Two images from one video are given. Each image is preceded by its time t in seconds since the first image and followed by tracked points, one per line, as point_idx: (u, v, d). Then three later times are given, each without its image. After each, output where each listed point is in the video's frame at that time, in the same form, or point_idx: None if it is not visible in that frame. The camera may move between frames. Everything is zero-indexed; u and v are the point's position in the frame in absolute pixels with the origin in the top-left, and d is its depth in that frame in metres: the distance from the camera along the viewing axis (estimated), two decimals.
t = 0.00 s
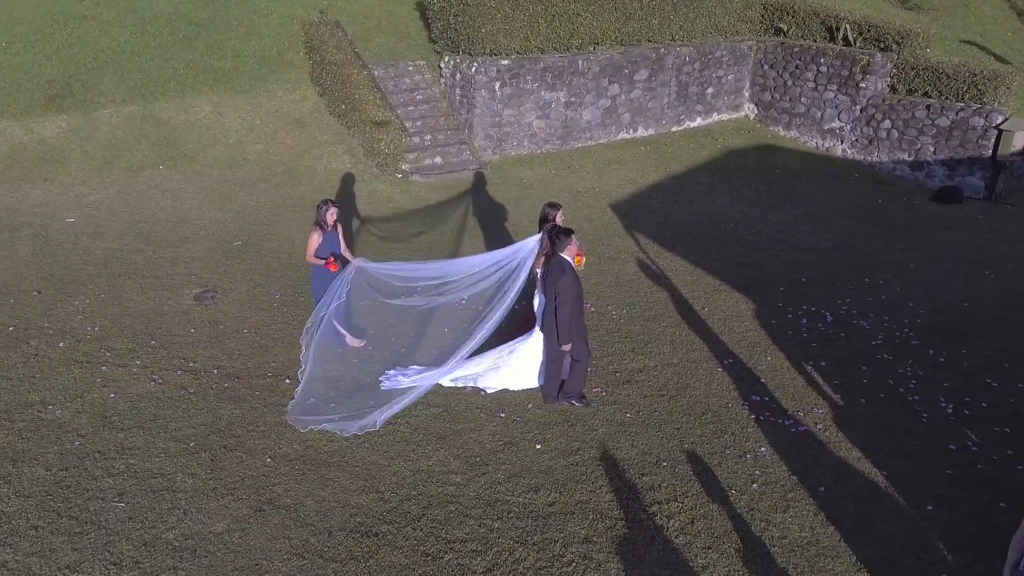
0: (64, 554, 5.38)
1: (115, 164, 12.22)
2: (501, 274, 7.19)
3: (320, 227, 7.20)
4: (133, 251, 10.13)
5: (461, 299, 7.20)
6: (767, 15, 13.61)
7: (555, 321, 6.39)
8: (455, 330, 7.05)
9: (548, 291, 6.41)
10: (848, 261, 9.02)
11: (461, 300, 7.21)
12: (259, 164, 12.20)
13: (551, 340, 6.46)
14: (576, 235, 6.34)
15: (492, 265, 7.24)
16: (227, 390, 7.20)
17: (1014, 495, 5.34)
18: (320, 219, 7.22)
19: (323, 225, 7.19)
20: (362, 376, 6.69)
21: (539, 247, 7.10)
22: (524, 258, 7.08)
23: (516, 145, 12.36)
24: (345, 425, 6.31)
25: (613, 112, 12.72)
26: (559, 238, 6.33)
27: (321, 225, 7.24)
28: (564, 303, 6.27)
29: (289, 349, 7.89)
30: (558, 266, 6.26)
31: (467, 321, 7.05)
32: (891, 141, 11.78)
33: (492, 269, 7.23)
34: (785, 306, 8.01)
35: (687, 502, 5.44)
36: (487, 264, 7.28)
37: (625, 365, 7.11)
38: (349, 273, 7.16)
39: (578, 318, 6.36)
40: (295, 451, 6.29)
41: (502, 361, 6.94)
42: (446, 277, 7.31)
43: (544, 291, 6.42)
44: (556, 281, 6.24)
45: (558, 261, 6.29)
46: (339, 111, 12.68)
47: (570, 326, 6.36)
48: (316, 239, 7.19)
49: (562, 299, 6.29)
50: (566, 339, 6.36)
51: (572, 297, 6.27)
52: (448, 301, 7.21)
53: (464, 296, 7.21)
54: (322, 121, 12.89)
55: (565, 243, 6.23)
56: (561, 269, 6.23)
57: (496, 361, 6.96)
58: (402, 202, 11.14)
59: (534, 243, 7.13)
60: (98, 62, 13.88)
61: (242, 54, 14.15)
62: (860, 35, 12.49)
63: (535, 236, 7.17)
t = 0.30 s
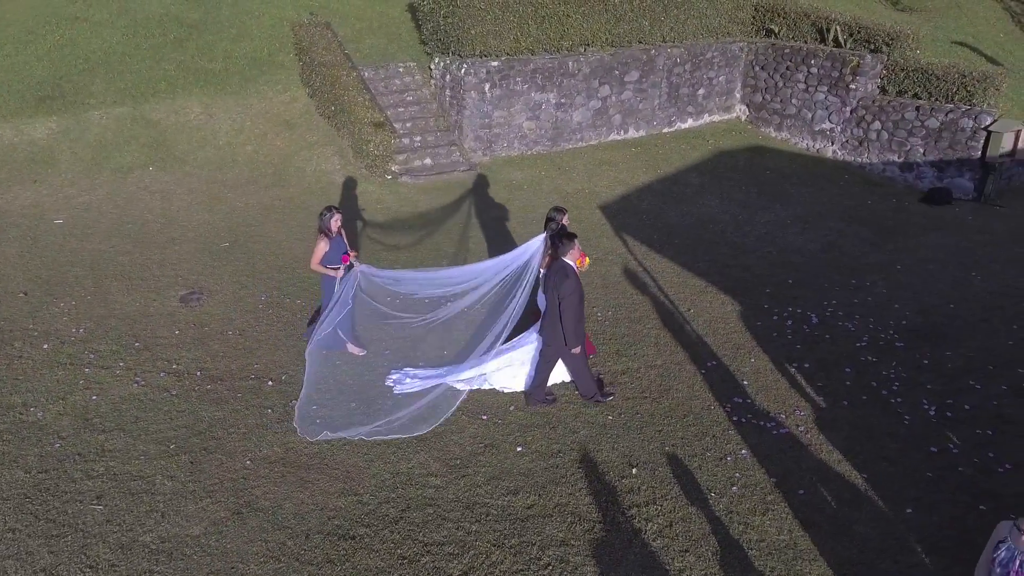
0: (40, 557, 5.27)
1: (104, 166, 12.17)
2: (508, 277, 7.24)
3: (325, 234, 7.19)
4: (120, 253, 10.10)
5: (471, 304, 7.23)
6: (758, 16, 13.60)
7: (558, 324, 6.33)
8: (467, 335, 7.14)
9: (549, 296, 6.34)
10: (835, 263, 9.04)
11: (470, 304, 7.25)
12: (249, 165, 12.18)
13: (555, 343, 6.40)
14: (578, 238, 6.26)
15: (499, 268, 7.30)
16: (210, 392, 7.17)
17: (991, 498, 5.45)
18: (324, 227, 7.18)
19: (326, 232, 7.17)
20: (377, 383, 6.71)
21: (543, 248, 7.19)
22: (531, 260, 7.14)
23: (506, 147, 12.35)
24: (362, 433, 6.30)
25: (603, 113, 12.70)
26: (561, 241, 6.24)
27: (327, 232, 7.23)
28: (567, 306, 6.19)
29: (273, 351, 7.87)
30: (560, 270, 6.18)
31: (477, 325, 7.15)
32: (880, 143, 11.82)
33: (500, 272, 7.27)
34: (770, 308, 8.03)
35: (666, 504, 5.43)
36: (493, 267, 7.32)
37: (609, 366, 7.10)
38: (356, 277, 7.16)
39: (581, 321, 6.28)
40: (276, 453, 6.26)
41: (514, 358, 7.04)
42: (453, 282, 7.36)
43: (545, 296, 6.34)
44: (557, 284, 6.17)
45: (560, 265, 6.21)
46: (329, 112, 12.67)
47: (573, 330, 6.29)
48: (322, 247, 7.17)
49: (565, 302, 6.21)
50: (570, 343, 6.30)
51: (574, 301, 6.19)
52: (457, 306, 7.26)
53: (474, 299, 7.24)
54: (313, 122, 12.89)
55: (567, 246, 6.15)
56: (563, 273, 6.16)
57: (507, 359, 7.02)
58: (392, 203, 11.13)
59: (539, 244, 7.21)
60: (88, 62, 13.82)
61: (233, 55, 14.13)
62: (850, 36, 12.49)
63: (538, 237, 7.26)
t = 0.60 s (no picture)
0: (24, 560, 5.24)
1: (98, 166, 12.13)
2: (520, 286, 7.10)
3: (341, 234, 7.09)
4: (112, 254, 10.06)
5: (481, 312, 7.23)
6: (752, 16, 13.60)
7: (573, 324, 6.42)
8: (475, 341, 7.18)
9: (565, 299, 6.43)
10: (827, 264, 9.04)
11: (479, 311, 7.26)
12: (243, 166, 12.15)
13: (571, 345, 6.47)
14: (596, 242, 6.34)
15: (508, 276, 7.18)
16: (199, 393, 7.15)
17: (979, 499, 5.46)
18: (339, 226, 7.10)
19: (342, 231, 7.08)
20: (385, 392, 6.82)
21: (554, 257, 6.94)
22: (541, 270, 6.94)
23: (500, 147, 12.33)
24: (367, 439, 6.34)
25: (597, 114, 12.68)
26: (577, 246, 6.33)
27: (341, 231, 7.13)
28: (582, 309, 6.26)
29: (263, 352, 7.85)
30: (576, 273, 6.26)
31: (489, 334, 7.20)
32: (874, 143, 11.84)
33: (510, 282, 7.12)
34: (761, 309, 8.02)
35: (653, 506, 5.41)
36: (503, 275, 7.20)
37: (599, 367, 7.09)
38: (362, 285, 7.24)
39: (595, 324, 6.36)
40: (263, 455, 6.24)
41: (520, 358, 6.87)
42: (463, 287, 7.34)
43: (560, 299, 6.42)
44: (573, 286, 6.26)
45: (576, 269, 6.29)
46: (322, 113, 12.66)
47: (589, 332, 6.36)
48: (337, 246, 7.10)
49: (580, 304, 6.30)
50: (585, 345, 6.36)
51: (589, 304, 6.27)
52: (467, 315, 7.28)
53: (486, 309, 7.21)
54: (306, 124, 12.88)
55: (586, 249, 6.23)
56: (578, 276, 6.25)
57: (513, 359, 6.89)
58: (385, 203, 11.11)
59: (549, 253, 6.96)
60: (83, 63, 13.77)
61: (227, 56, 14.12)
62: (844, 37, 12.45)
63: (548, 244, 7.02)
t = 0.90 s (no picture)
0: (12, 562, 5.19)
1: (93, 167, 12.08)
2: (538, 286, 7.09)
3: (363, 233, 7.06)
4: (106, 255, 10.01)
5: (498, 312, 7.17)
6: (748, 16, 13.58)
7: (585, 323, 6.32)
8: (493, 343, 7.10)
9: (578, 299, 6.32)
10: (823, 265, 9.02)
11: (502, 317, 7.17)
12: (238, 167, 12.13)
13: (583, 343, 6.37)
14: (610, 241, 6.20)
15: (528, 276, 7.14)
16: (192, 395, 7.11)
17: (972, 501, 5.45)
18: (362, 226, 7.11)
19: (364, 230, 7.05)
20: (392, 390, 6.81)
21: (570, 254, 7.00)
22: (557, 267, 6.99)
23: (496, 148, 12.30)
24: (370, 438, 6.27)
25: (594, 114, 12.66)
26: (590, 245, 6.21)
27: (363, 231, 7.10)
28: (596, 309, 6.18)
29: (257, 353, 7.82)
30: (589, 273, 6.15)
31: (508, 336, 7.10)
32: (870, 144, 11.82)
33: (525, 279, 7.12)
34: (756, 310, 8.01)
35: (645, 508, 5.39)
36: (521, 274, 7.17)
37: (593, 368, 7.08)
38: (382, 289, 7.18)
39: (609, 323, 6.25)
40: (255, 457, 6.21)
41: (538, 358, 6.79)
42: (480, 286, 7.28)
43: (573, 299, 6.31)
44: (585, 286, 6.16)
45: (589, 269, 6.18)
46: (318, 114, 12.64)
47: (602, 331, 6.29)
48: (359, 245, 7.08)
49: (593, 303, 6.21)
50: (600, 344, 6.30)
51: (602, 304, 6.18)
52: (484, 315, 7.23)
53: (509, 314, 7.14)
54: (302, 124, 12.86)
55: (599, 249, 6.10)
56: (591, 276, 6.13)
57: (527, 362, 6.78)
58: (380, 204, 11.08)
59: (565, 249, 7.01)
60: (79, 63, 13.73)
61: (223, 57, 14.09)
62: (841, 38, 12.43)
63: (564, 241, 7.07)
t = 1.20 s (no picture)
0: (3, 569, 5.14)
1: (89, 168, 12.03)
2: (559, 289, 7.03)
3: (383, 233, 7.08)
4: (102, 256, 9.96)
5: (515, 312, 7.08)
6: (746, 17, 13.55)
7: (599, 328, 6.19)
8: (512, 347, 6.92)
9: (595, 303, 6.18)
10: (821, 266, 8.98)
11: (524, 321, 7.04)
12: (235, 168, 12.08)
13: (596, 347, 6.25)
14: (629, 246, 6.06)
15: (550, 280, 7.08)
16: (186, 398, 7.06)
17: (971, 506, 5.41)
18: (383, 225, 7.09)
19: (384, 231, 7.08)
20: (395, 391, 6.63)
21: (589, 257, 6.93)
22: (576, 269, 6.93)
23: (494, 149, 12.26)
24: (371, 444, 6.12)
25: (592, 115, 12.61)
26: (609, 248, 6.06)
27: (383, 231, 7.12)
28: (613, 314, 6.04)
29: (252, 356, 7.77)
30: (607, 278, 6.01)
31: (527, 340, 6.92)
32: (868, 144, 11.77)
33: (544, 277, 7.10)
34: (753, 311, 7.96)
35: (641, 513, 5.35)
36: (543, 278, 7.12)
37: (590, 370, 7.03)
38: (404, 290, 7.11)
39: (624, 328, 6.09)
40: (249, 461, 6.16)
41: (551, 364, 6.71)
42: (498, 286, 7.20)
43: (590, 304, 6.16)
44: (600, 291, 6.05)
45: (607, 273, 6.03)
46: (316, 115, 12.60)
47: (619, 337, 6.16)
48: (378, 244, 7.08)
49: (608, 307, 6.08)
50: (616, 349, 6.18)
51: (620, 309, 6.03)
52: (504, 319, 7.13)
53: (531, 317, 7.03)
54: (299, 125, 12.82)
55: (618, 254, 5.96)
56: (609, 281, 5.99)
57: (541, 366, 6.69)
58: (377, 206, 11.05)
59: (585, 252, 6.96)
60: (76, 64, 13.66)
61: (220, 58, 14.04)
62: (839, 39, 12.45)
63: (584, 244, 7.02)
